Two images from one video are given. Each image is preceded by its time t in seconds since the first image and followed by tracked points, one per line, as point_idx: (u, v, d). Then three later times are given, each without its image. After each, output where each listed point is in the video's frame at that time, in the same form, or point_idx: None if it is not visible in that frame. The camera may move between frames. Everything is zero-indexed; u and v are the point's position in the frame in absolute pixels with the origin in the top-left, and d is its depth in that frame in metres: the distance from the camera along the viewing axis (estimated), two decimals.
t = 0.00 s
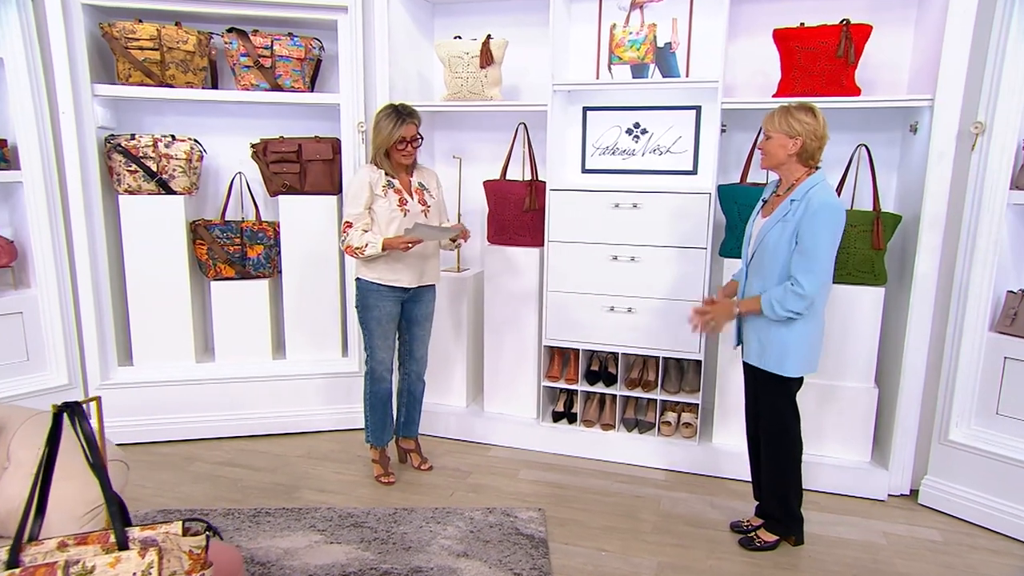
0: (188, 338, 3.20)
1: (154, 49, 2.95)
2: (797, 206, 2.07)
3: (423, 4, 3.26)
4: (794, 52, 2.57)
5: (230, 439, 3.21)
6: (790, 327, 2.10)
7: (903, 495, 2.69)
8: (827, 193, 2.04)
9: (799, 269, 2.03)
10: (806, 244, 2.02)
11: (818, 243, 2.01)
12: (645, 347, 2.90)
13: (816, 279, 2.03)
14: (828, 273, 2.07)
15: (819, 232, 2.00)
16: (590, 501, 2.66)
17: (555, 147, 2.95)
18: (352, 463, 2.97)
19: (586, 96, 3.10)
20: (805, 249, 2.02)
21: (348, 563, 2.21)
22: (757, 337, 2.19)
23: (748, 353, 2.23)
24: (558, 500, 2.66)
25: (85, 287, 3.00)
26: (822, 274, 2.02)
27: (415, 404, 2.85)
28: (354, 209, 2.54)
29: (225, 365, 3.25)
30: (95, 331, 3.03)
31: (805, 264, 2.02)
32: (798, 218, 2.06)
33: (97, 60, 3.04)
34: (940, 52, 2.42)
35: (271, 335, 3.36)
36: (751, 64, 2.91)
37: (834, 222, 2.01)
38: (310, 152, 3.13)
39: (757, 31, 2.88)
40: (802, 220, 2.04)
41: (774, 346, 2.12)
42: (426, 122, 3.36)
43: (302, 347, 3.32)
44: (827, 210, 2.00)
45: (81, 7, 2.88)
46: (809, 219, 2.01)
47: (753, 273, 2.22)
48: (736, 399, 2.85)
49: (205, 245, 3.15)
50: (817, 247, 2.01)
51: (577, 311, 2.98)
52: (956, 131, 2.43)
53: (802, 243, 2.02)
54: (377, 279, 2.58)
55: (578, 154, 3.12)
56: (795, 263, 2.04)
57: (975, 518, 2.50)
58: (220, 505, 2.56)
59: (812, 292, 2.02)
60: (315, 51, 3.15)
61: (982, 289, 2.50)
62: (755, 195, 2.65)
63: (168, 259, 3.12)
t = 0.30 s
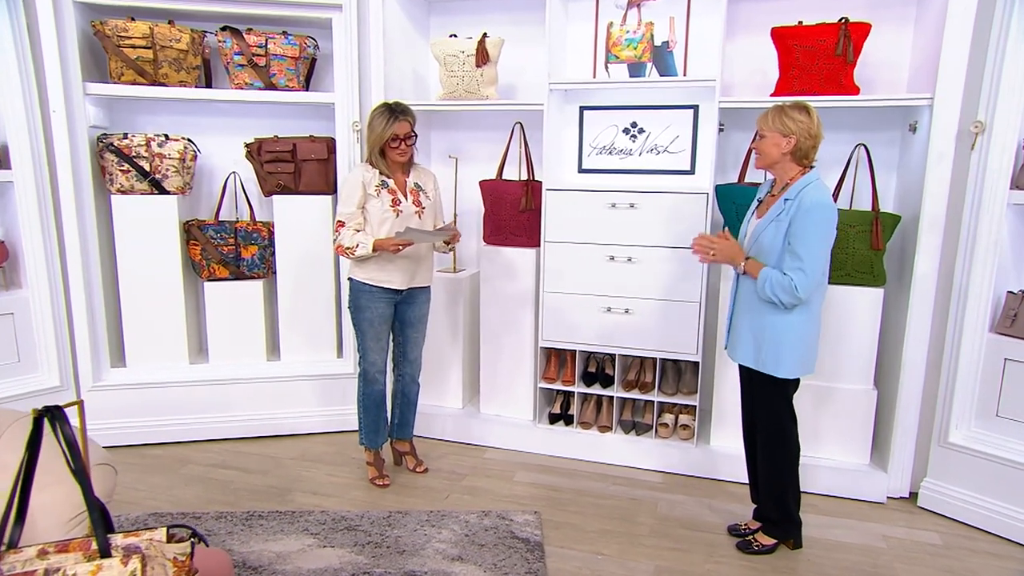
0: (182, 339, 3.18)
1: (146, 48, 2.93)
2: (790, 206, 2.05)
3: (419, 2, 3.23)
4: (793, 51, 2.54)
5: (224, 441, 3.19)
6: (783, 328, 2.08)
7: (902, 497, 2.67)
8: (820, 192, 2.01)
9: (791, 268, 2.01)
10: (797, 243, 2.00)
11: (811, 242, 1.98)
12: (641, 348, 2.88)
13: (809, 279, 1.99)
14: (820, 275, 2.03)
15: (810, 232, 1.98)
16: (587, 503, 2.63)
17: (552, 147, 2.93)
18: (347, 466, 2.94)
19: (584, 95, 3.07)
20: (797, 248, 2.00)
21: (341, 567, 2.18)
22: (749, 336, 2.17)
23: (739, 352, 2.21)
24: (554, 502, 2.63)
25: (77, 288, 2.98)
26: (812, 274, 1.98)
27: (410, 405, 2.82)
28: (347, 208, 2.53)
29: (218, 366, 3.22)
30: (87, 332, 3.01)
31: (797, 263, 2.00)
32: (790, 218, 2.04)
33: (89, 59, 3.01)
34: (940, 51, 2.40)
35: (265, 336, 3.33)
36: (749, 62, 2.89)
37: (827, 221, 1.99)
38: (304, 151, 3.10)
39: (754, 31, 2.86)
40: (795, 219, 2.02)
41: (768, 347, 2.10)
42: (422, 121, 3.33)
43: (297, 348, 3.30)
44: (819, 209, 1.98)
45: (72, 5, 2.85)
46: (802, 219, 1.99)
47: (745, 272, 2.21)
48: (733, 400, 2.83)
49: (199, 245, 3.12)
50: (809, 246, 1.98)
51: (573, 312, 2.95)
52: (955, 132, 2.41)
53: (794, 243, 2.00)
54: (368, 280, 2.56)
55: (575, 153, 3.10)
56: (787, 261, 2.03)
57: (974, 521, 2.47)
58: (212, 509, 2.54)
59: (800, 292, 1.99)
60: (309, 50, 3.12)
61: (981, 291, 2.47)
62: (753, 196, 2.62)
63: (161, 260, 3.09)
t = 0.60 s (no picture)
0: (178, 340, 3.16)
1: (142, 47, 2.91)
2: (790, 206, 2.03)
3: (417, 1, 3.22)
4: (793, 49, 2.53)
5: (221, 442, 3.17)
6: (780, 328, 2.07)
7: (903, 499, 2.65)
8: (820, 192, 1.99)
9: (790, 268, 1.99)
10: (796, 243, 1.98)
11: (810, 242, 1.96)
12: (640, 349, 2.86)
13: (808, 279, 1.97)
14: (819, 275, 2.01)
15: (809, 232, 1.96)
16: (585, 505, 2.62)
17: (551, 146, 2.91)
18: (344, 467, 2.92)
19: (583, 95, 3.06)
20: (796, 248, 1.98)
21: (337, 570, 2.16)
22: (746, 336, 2.16)
23: (736, 352, 2.19)
24: (553, 504, 2.61)
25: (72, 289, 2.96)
26: (811, 274, 1.97)
27: (408, 406, 2.80)
28: (343, 206, 2.51)
29: (215, 367, 3.21)
30: (82, 333, 3.00)
31: (796, 264, 1.98)
32: (790, 218, 2.02)
33: (85, 58, 2.99)
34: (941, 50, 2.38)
35: (262, 337, 3.31)
36: (749, 61, 2.87)
37: (827, 221, 1.97)
38: (301, 151, 3.09)
39: (754, 30, 2.85)
40: (795, 219, 2.00)
41: (766, 348, 2.08)
42: (420, 121, 3.32)
43: (294, 349, 3.28)
44: (819, 209, 1.96)
45: (68, 4, 2.83)
46: (801, 219, 1.97)
47: (744, 272, 2.19)
48: (733, 401, 2.82)
49: (195, 245, 3.10)
50: (809, 246, 1.97)
51: (572, 312, 2.93)
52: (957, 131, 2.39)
53: (794, 243, 1.99)
54: (363, 280, 2.54)
55: (574, 153, 3.08)
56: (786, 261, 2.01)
57: (976, 523, 2.45)
58: (208, 510, 2.52)
59: (799, 292, 1.97)
60: (306, 49, 3.10)
61: (982, 292, 2.46)
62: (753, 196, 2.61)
63: (157, 260, 3.08)
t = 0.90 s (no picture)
0: (178, 340, 3.15)
1: (141, 46, 2.90)
2: (794, 205, 2.02)
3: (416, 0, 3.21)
4: (794, 48, 2.52)
5: (220, 442, 3.16)
6: (785, 329, 2.06)
7: (904, 500, 2.64)
8: (824, 192, 1.98)
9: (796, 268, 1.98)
10: (801, 243, 1.97)
11: (815, 242, 1.96)
12: (641, 349, 2.85)
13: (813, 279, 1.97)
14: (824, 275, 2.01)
15: (814, 231, 1.95)
16: (585, 505, 2.61)
17: (551, 146, 2.90)
18: (344, 467, 2.91)
19: (583, 94, 3.05)
20: (801, 248, 1.97)
21: (336, 571, 2.16)
22: (750, 337, 2.14)
23: (738, 353, 2.18)
24: (553, 505, 2.61)
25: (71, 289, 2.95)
26: (817, 274, 1.96)
27: (408, 407, 2.79)
28: (343, 205, 2.51)
29: (214, 367, 3.20)
30: (82, 333, 2.99)
31: (802, 264, 1.97)
32: (794, 218, 2.01)
33: (84, 57, 2.99)
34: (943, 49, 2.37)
35: (262, 336, 3.30)
36: (750, 60, 2.86)
37: (831, 221, 1.96)
38: (301, 150, 3.08)
39: (755, 28, 2.84)
40: (799, 219, 1.99)
41: (769, 349, 2.07)
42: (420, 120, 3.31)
43: (294, 348, 3.27)
44: (824, 209, 1.95)
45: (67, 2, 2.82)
46: (806, 219, 1.96)
47: (747, 273, 2.18)
48: (733, 401, 2.81)
49: (194, 245, 3.09)
50: (815, 245, 1.96)
51: (572, 312, 2.93)
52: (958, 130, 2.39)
53: (798, 243, 1.98)
54: (362, 280, 2.53)
55: (574, 152, 3.07)
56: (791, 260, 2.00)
57: (978, 523, 2.44)
58: (207, 511, 2.51)
59: (805, 292, 1.96)
60: (306, 48, 3.09)
61: (983, 292, 2.45)
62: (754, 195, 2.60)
63: (157, 260, 3.07)
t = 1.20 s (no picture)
0: (178, 339, 3.15)
1: (142, 45, 2.90)
2: (800, 202, 2.02)
3: None
4: (795, 47, 2.51)
5: (220, 441, 3.16)
6: (791, 327, 2.05)
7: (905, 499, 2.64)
8: (830, 188, 1.98)
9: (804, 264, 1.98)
10: (809, 239, 1.97)
11: (823, 238, 1.96)
12: (641, 349, 2.85)
13: (821, 274, 1.97)
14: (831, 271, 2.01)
15: (822, 227, 1.95)
16: (586, 505, 2.61)
17: (552, 145, 2.90)
18: (344, 467, 2.91)
19: (584, 93, 3.04)
20: (810, 244, 1.97)
21: (337, 571, 2.15)
22: (754, 336, 2.13)
23: (742, 353, 2.17)
24: (554, 504, 2.60)
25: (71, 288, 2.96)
26: (825, 270, 1.96)
27: (408, 406, 2.79)
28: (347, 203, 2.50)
29: (214, 366, 3.20)
30: (82, 333, 2.99)
31: (811, 260, 1.97)
32: (801, 215, 2.01)
33: (85, 56, 2.98)
34: (945, 48, 2.36)
35: (262, 336, 3.30)
36: (751, 60, 2.86)
37: (838, 218, 1.96)
38: (302, 150, 3.07)
39: (756, 27, 2.83)
40: (806, 216, 1.99)
41: (774, 347, 2.07)
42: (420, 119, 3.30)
43: (294, 348, 3.27)
44: (831, 205, 1.95)
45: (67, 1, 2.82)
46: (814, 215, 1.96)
47: (750, 271, 2.17)
48: (734, 401, 2.80)
49: (195, 245, 3.09)
50: (824, 240, 1.96)
51: (573, 311, 2.92)
52: (959, 130, 2.38)
53: (806, 239, 1.98)
54: (364, 279, 2.53)
55: (575, 152, 3.07)
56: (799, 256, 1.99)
57: (979, 523, 2.44)
58: (207, 510, 2.51)
59: (814, 287, 1.96)
60: (307, 47, 3.09)
61: (985, 291, 2.44)
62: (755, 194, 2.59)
63: (157, 259, 3.07)
